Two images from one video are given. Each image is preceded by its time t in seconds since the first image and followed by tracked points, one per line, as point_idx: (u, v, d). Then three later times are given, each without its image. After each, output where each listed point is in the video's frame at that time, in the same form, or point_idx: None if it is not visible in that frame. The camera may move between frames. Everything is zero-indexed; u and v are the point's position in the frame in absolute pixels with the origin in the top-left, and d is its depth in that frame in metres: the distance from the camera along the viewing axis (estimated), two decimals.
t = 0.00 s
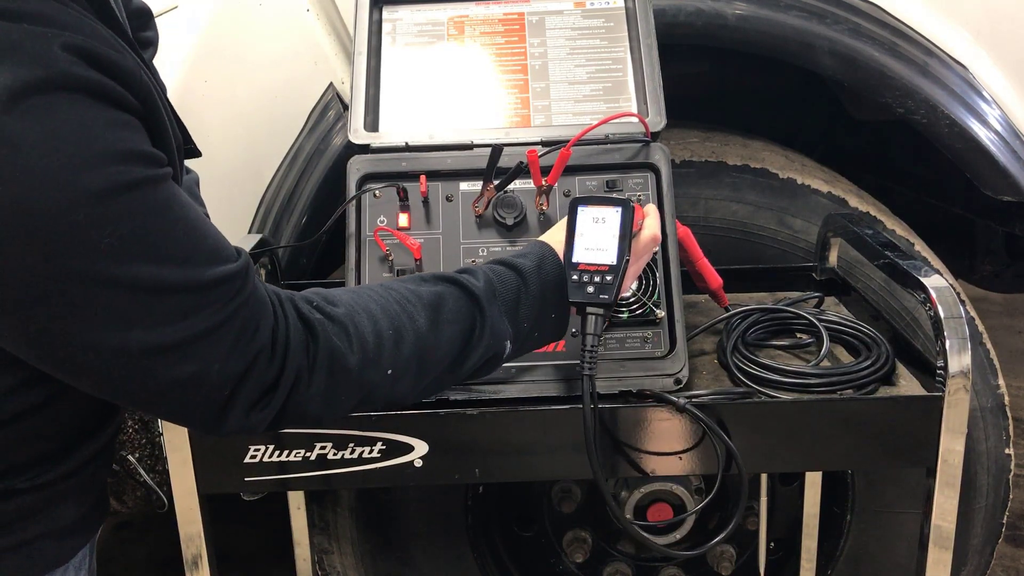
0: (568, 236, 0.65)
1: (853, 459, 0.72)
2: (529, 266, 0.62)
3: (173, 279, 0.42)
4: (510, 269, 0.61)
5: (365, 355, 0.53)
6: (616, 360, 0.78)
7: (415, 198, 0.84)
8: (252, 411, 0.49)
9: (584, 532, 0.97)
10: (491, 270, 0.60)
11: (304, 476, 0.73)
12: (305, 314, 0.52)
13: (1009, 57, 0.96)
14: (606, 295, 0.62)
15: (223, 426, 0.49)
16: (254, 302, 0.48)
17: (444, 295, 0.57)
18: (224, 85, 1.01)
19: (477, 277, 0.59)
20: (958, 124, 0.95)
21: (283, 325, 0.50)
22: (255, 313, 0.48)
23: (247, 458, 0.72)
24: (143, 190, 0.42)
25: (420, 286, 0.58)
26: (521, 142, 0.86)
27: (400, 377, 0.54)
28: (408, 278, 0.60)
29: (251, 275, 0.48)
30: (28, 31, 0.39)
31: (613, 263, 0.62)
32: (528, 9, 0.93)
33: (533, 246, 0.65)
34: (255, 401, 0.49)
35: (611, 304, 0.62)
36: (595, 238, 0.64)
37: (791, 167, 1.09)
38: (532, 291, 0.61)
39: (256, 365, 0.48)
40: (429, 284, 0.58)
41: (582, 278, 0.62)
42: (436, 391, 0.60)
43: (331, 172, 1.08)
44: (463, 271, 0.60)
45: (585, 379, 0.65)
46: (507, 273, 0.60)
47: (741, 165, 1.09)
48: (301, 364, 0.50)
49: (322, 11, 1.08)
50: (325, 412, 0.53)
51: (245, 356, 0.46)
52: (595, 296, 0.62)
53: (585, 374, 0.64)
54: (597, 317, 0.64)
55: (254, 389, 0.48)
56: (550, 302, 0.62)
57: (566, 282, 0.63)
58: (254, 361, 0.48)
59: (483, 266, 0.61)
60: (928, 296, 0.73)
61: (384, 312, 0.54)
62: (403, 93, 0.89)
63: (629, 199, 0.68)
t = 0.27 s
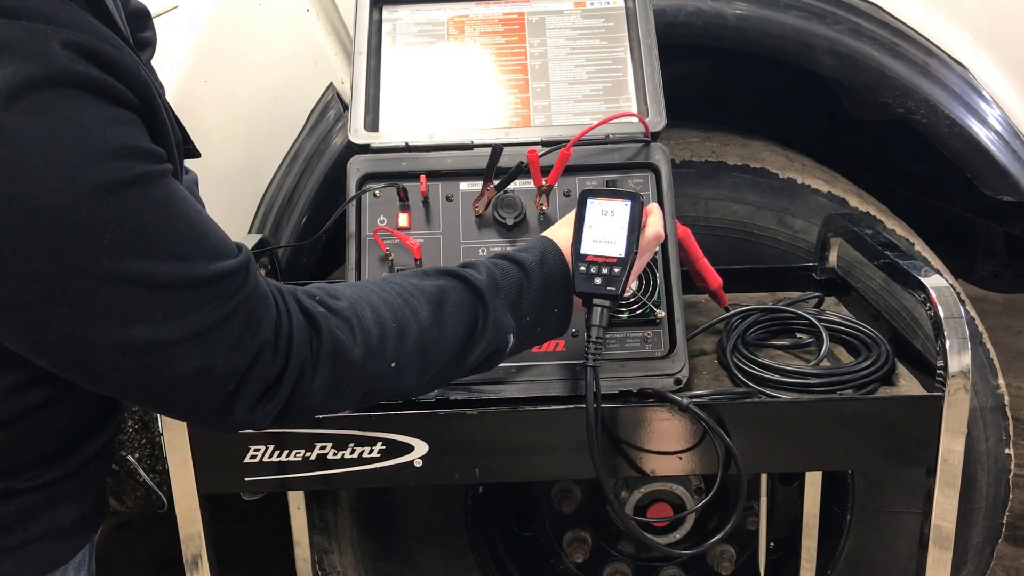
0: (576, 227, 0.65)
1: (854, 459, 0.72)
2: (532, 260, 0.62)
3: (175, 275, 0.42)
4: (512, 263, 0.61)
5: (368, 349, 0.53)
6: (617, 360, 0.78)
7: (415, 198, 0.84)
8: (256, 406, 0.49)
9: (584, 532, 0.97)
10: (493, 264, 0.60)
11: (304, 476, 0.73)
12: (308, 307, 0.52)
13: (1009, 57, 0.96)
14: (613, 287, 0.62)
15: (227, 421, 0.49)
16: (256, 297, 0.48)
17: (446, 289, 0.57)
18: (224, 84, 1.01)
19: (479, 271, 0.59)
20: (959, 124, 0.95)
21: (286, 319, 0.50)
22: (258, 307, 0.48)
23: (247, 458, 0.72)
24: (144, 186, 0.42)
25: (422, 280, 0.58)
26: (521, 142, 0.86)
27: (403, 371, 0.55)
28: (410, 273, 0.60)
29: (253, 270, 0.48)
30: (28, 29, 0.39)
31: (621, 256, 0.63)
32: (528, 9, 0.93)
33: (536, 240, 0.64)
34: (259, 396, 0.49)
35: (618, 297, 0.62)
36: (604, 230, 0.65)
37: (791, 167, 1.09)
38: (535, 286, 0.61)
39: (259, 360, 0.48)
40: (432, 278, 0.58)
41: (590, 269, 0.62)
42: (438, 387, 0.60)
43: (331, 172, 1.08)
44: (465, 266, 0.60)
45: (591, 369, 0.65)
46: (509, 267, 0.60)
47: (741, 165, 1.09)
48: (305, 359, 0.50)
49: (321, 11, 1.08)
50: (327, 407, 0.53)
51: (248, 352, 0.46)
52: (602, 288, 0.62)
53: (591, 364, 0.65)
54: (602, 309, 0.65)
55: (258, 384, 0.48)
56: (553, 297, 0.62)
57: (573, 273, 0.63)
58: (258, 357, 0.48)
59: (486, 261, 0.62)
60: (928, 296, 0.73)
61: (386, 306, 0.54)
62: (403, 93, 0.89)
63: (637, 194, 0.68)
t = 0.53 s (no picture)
0: (575, 223, 0.65)
1: (854, 460, 0.72)
2: (531, 257, 0.62)
3: (173, 273, 0.42)
4: (511, 260, 0.61)
5: (367, 346, 0.53)
6: (617, 360, 0.78)
7: (415, 198, 0.84)
8: (257, 403, 0.49)
9: (583, 532, 0.97)
10: (492, 262, 0.60)
11: (304, 476, 0.73)
12: (306, 305, 0.52)
13: (1009, 57, 0.96)
14: (612, 282, 0.62)
15: (227, 420, 0.49)
16: (254, 294, 0.48)
17: (445, 286, 0.57)
18: (224, 84, 1.01)
19: (478, 268, 0.59)
20: (959, 124, 0.95)
21: (284, 317, 0.50)
22: (256, 305, 0.48)
23: (247, 458, 0.72)
24: (141, 185, 0.42)
25: (421, 277, 0.58)
26: (521, 142, 0.86)
27: (402, 368, 0.55)
28: (409, 270, 0.60)
29: (251, 268, 0.48)
30: (26, 30, 0.39)
31: (620, 251, 0.63)
32: (528, 9, 0.93)
33: (534, 237, 0.64)
34: (259, 394, 0.49)
35: (616, 292, 0.62)
36: (604, 226, 0.65)
37: (791, 167, 1.09)
38: (534, 283, 0.61)
39: (258, 358, 0.48)
40: (431, 276, 0.58)
41: (588, 265, 0.62)
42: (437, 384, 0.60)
43: (331, 172, 1.08)
44: (464, 263, 0.60)
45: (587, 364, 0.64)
46: (508, 264, 0.60)
47: (741, 165, 1.10)
48: (304, 356, 0.50)
49: (321, 11, 1.08)
50: (327, 405, 0.53)
51: (246, 350, 0.47)
52: (601, 283, 0.62)
53: (589, 359, 0.64)
54: (601, 305, 0.64)
55: (257, 382, 0.48)
56: (552, 294, 0.62)
57: (571, 269, 0.63)
58: (256, 355, 0.48)
59: (485, 258, 0.62)
60: (928, 296, 0.73)
61: (385, 303, 0.54)
62: (403, 93, 0.89)
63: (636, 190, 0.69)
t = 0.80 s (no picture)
0: (578, 225, 0.65)
1: (854, 460, 0.72)
2: (533, 258, 0.62)
3: (172, 273, 0.42)
4: (513, 261, 0.61)
5: (367, 346, 0.53)
6: (617, 360, 0.78)
7: (415, 198, 0.84)
8: (257, 403, 0.49)
9: (583, 532, 0.97)
10: (493, 263, 0.60)
11: (304, 476, 0.73)
12: (306, 305, 0.52)
13: (1009, 57, 0.96)
14: (617, 285, 0.62)
15: (227, 420, 0.49)
16: (254, 294, 0.48)
17: (446, 287, 0.57)
18: (223, 84, 1.01)
19: (479, 269, 0.59)
20: (959, 124, 0.95)
21: (284, 316, 0.50)
22: (256, 304, 0.48)
23: (247, 458, 0.72)
24: (140, 185, 0.42)
25: (422, 278, 0.58)
26: (521, 142, 0.86)
27: (403, 368, 0.54)
28: (410, 271, 0.60)
29: (251, 268, 0.48)
30: (26, 30, 0.39)
31: (624, 253, 0.63)
32: (528, 9, 0.93)
33: (536, 239, 0.64)
34: (259, 394, 0.49)
35: (622, 295, 0.63)
36: (607, 228, 0.65)
37: (792, 167, 1.09)
38: (535, 284, 0.61)
39: (258, 358, 0.48)
40: (431, 276, 0.58)
41: (593, 268, 0.62)
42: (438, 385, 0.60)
43: (331, 172, 1.08)
44: (466, 263, 0.60)
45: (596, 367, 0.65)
46: (509, 265, 0.60)
47: (741, 165, 1.10)
48: (304, 356, 0.50)
49: (321, 11, 1.08)
50: (327, 405, 0.53)
51: (246, 350, 0.47)
52: (606, 286, 0.62)
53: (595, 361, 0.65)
54: (607, 309, 0.64)
55: (256, 382, 0.48)
56: (553, 295, 0.62)
57: (576, 272, 0.63)
58: (256, 354, 0.48)
59: (486, 259, 0.62)
60: (928, 296, 0.73)
61: (386, 303, 0.55)
62: (403, 93, 0.89)
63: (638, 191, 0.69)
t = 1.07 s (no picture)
0: (580, 225, 0.65)
1: (854, 460, 0.72)
2: (533, 259, 0.62)
3: (172, 272, 0.42)
4: (513, 261, 0.61)
5: (367, 345, 0.53)
6: (617, 360, 0.78)
7: (415, 198, 0.84)
8: (256, 402, 0.49)
9: (583, 532, 0.97)
10: (494, 263, 0.60)
11: (304, 476, 0.73)
12: (306, 304, 0.52)
13: (1008, 57, 0.96)
14: (620, 286, 0.62)
15: (226, 419, 0.49)
16: (254, 293, 0.48)
17: (447, 286, 0.57)
18: (224, 84, 1.01)
19: (480, 269, 0.59)
20: (959, 123, 0.95)
21: (284, 315, 0.50)
22: (255, 303, 0.48)
23: (247, 458, 0.72)
24: (139, 183, 0.42)
25: (423, 278, 0.58)
26: (521, 142, 0.86)
27: (403, 368, 0.54)
28: (411, 270, 0.60)
29: (250, 267, 0.48)
30: (26, 29, 0.39)
31: (627, 254, 0.63)
32: (528, 9, 0.93)
33: (537, 240, 0.64)
34: (258, 393, 0.49)
35: (624, 295, 0.63)
36: (609, 229, 0.65)
37: (792, 167, 1.09)
38: (536, 284, 0.61)
39: (258, 357, 0.48)
40: (432, 276, 0.58)
41: (596, 269, 0.62)
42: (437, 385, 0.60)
43: (331, 172, 1.08)
44: (466, 263, 0.60)
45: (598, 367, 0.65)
46: (510, 265, 0.60)
47: (741, 165, 1.10)
48: (304, 355, 0.50)
49: (321, 11, 1.08)
50: (327, 404, 0.53)
51: (245, 349, 0.47)
52: (609, 287, 0.62)
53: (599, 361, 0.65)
54: (608, 309, 0.64)
55: (256, 381, 0.48)
56: (554, 295, 0.62)
57: (579, 273, 0.63)
58: (256, 353, 0.48)
59: (487, 259, 0.62)
60: (927, 296, 0.73)
61: (386, 302, 0.55)
62: (403, 92, 0.89)
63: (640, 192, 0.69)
